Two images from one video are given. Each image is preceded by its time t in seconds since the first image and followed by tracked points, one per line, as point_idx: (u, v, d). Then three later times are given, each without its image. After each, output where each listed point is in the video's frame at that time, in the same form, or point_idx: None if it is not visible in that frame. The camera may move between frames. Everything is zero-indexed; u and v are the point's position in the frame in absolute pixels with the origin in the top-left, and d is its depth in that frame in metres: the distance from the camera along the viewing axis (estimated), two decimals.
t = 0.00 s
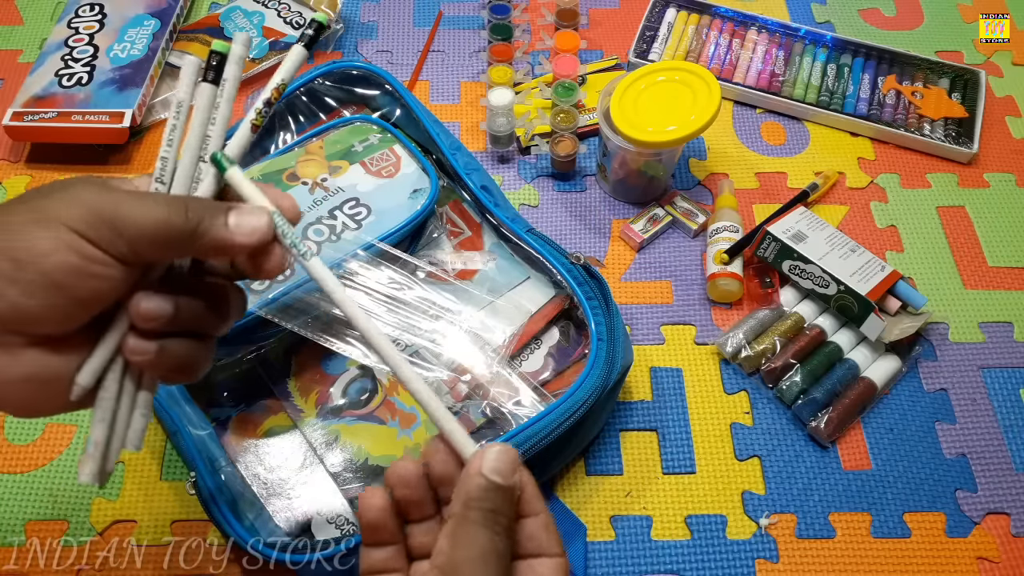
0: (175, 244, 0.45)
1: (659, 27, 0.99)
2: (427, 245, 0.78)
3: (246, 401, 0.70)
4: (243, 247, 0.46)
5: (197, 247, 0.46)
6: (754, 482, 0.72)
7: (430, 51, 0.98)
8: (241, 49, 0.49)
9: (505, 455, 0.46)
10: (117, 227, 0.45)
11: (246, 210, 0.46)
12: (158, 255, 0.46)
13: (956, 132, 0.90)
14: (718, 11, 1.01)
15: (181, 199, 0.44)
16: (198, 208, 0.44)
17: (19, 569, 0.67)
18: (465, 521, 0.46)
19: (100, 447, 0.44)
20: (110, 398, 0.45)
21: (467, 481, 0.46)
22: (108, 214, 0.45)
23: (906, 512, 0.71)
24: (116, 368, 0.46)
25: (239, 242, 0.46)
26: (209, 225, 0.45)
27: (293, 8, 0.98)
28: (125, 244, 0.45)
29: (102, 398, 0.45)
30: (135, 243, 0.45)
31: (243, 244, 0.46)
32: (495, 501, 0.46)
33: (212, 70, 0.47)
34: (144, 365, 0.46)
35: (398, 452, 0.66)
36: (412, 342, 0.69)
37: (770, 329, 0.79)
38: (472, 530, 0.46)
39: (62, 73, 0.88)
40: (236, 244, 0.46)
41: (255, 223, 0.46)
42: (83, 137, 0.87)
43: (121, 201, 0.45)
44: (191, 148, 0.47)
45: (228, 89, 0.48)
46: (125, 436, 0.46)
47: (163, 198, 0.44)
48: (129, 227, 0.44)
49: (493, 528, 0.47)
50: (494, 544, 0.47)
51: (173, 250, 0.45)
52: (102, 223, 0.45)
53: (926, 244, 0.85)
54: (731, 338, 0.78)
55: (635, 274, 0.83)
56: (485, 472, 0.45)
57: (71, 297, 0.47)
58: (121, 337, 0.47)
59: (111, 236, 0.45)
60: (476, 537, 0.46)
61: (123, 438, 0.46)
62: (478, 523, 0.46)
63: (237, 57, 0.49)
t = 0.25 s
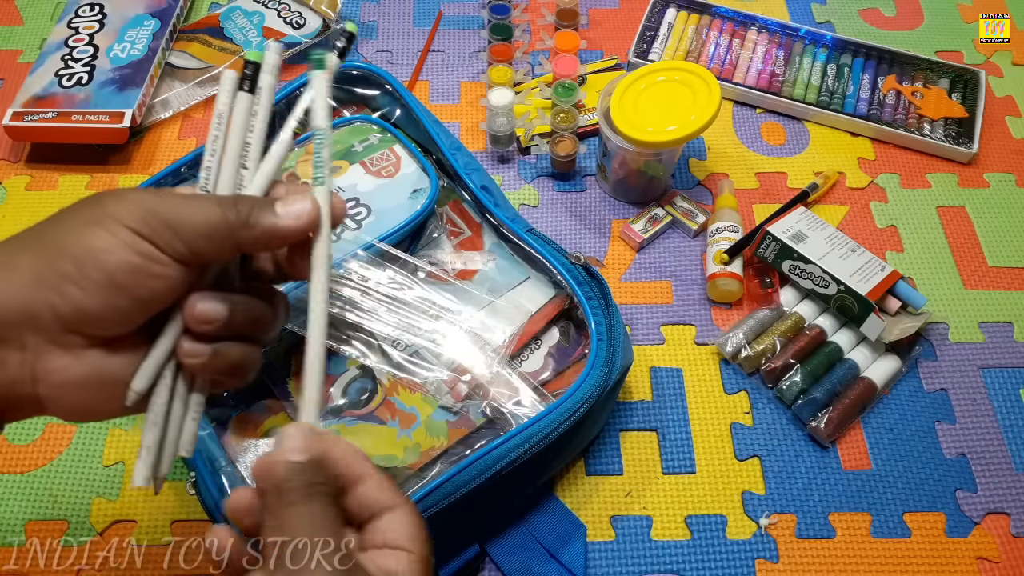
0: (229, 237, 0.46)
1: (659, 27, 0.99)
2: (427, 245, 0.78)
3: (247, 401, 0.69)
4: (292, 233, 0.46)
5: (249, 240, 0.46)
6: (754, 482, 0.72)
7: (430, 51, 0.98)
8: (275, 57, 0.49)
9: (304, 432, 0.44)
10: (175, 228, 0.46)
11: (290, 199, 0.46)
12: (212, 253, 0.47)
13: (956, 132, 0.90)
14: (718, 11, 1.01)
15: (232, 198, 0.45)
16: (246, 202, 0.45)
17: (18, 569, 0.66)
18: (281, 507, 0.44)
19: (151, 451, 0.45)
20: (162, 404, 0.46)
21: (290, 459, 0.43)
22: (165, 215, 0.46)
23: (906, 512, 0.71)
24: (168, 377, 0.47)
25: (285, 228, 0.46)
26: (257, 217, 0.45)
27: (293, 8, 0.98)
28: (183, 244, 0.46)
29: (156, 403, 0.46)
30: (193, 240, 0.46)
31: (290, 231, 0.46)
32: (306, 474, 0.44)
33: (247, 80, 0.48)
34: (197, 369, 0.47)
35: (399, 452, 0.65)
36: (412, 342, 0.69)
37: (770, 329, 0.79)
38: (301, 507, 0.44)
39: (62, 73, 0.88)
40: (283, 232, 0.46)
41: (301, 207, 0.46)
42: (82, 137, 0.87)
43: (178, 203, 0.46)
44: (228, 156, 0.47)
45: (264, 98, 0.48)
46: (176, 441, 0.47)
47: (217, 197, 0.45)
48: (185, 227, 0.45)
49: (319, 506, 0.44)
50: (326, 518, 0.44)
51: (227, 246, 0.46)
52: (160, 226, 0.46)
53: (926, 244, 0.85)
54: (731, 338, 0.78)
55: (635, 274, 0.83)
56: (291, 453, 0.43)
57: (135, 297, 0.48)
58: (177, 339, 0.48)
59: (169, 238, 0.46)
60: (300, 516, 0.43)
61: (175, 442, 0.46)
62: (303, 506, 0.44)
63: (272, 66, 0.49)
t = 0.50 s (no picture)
0: (259, 267, 0.48)
1: (659, 27, 0.99)
2: (427, 245, 0.78)
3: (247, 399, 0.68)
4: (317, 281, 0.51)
5: (276, 279, 0.49)
6: (754, 482, 0.72)
7: (430, 51, 0.98)
8: (345, 118, 0.51)
9: (297, 419, 0.46)
10: (206, 254, 0.47)
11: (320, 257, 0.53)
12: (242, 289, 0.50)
13: (956, 132, 0.90)
14: (718, 11, 1.01)
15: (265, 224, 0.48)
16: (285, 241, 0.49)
17: (18, 569, 0.66)
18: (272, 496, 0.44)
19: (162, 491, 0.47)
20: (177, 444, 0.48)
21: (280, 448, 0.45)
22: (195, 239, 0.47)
23: (906, 512, 0.71)
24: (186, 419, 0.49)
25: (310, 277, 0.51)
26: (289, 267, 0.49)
27: (293, 8, 0.98)
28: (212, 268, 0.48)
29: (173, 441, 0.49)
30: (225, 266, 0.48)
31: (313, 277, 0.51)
32: (298, 457, 0.45)
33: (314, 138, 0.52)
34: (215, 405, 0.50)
35: (398, 452, 0.66)
36: (411, 342, 0.67)
37: (770, 329, 0.79)
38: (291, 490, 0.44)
39: (62, 73, 0.88)
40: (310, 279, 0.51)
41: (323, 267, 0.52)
42: (82, 137, 0.87)
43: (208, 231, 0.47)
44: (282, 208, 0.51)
45: (327, 157, 0.51)
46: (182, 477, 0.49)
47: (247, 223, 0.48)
48: (215, 250, 0.47)
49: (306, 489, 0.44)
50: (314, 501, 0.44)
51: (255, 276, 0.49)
52: (192, 254, 0.47)
53: (926, 244, 0.85)
54: (731, 338, 0.78)
55: (635, 274, 0.83)
56: (284, 439, 0.45)
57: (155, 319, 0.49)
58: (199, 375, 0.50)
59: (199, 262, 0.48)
60: (292, 497, 0.44)
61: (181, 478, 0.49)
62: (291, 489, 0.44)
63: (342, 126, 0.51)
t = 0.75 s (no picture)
0: (272, 302, 0.48)
1: (659, 27, 0.99)
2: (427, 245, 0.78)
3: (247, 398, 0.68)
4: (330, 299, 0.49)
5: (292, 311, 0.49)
6: (754, 482, 0.72)
7: (430, 51, 0.98)
8: (360, 134, 0.50)
9: (266, 432, 0.45)
10: (220, 288, 0.47)
11: (330, 269, 0.50)
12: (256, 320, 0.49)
13: (956, 132, 0.90)
14: (718, 11, 1.01)
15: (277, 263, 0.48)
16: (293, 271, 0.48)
17: (18, 569, 0.66)
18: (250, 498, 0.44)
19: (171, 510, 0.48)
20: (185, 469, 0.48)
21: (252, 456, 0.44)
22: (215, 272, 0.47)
23: (906, 512, 0.71)
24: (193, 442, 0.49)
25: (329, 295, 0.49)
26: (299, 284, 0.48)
27: (293, 8, 0.98)
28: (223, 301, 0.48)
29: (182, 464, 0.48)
30: (237, 302, 0.47)
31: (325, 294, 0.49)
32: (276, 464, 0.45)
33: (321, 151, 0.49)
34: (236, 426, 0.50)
35: (399, 452, 0.65)
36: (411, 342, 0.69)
37: (770, 329, 0.79)
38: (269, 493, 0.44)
39: (62, 73, 0.88)
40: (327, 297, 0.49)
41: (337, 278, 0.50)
42: (82, 137, 0.87)
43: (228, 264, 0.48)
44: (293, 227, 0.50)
45: (340, 172, 0.50)
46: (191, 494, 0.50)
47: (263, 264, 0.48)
48: (233, 287, 0.47)
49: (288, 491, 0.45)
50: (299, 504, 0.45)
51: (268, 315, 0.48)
52: (207, 282, 0.47)
53: (926, 244, 0.85)
54: (731, 338, 0.78)
55: (635, 274, 0.83)
56: (254, 453, 0.44)
57: (161, 341, 0.49)
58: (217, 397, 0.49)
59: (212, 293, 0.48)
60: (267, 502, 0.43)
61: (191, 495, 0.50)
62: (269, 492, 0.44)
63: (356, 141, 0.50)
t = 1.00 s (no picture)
0: (253, 281, 0.48)
1: (659, 27, 0.99)
2: (427, 245, 0.78)
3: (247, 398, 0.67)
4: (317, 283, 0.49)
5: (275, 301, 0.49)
6: (754, 482, 0.72)
7: (430, 51, 0.98)
8: (348, 142, 0.51)
9: (241, 432, 0.45)
10: (206, 267, 0.48)
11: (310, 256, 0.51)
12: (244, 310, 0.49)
13: (956, 132, 0.90)
14: (718, 11, 1.01)
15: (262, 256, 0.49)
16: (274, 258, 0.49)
17: (18, 569, 0.66)
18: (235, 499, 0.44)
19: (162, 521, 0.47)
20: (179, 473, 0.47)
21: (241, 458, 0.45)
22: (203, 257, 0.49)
23: (906, 512, 0.71)
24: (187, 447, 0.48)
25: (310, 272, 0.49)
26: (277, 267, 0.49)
27: (293, 8, 0.98)
28: (208, 283, 0.48)
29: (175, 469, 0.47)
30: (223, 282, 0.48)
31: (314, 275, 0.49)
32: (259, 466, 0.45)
33: (315, 163, 0.52)
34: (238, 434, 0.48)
35: (399, 452, 0.65)
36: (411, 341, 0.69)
37: (770, 329, 0.79)
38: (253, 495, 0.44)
39: (62, 73, 0.88)
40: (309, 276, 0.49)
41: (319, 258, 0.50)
42: (82, 137, 0.87)
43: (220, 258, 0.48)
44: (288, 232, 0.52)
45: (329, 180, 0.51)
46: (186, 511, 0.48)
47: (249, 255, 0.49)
48: (217, 267, 0.48)
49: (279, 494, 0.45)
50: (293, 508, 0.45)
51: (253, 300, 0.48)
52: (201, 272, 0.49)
53: (926, 244, 0.85)
54: (731, 338, 0.78)
55: (635, 274, 0.83)
56: (231, 455, 0.44)
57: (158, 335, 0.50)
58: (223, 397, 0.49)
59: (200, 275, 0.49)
60: (251, 503, 0.43)
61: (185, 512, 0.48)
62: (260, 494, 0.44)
63: (346, 150, 0.51)
